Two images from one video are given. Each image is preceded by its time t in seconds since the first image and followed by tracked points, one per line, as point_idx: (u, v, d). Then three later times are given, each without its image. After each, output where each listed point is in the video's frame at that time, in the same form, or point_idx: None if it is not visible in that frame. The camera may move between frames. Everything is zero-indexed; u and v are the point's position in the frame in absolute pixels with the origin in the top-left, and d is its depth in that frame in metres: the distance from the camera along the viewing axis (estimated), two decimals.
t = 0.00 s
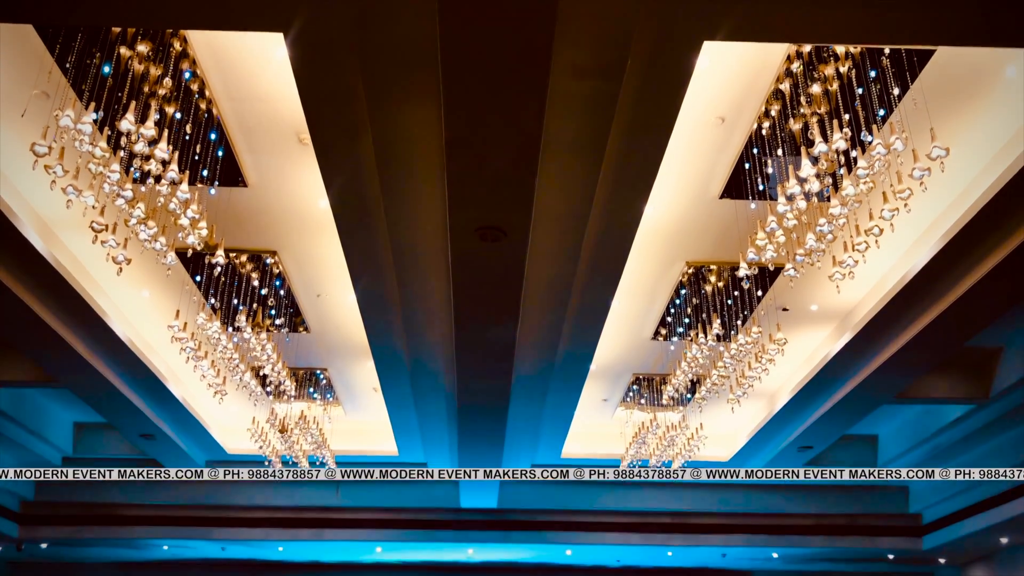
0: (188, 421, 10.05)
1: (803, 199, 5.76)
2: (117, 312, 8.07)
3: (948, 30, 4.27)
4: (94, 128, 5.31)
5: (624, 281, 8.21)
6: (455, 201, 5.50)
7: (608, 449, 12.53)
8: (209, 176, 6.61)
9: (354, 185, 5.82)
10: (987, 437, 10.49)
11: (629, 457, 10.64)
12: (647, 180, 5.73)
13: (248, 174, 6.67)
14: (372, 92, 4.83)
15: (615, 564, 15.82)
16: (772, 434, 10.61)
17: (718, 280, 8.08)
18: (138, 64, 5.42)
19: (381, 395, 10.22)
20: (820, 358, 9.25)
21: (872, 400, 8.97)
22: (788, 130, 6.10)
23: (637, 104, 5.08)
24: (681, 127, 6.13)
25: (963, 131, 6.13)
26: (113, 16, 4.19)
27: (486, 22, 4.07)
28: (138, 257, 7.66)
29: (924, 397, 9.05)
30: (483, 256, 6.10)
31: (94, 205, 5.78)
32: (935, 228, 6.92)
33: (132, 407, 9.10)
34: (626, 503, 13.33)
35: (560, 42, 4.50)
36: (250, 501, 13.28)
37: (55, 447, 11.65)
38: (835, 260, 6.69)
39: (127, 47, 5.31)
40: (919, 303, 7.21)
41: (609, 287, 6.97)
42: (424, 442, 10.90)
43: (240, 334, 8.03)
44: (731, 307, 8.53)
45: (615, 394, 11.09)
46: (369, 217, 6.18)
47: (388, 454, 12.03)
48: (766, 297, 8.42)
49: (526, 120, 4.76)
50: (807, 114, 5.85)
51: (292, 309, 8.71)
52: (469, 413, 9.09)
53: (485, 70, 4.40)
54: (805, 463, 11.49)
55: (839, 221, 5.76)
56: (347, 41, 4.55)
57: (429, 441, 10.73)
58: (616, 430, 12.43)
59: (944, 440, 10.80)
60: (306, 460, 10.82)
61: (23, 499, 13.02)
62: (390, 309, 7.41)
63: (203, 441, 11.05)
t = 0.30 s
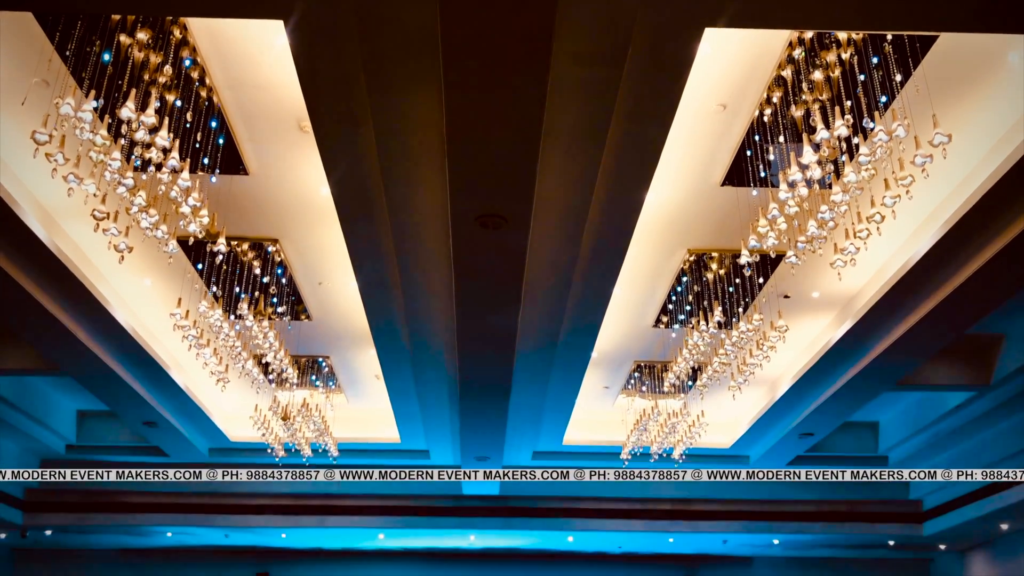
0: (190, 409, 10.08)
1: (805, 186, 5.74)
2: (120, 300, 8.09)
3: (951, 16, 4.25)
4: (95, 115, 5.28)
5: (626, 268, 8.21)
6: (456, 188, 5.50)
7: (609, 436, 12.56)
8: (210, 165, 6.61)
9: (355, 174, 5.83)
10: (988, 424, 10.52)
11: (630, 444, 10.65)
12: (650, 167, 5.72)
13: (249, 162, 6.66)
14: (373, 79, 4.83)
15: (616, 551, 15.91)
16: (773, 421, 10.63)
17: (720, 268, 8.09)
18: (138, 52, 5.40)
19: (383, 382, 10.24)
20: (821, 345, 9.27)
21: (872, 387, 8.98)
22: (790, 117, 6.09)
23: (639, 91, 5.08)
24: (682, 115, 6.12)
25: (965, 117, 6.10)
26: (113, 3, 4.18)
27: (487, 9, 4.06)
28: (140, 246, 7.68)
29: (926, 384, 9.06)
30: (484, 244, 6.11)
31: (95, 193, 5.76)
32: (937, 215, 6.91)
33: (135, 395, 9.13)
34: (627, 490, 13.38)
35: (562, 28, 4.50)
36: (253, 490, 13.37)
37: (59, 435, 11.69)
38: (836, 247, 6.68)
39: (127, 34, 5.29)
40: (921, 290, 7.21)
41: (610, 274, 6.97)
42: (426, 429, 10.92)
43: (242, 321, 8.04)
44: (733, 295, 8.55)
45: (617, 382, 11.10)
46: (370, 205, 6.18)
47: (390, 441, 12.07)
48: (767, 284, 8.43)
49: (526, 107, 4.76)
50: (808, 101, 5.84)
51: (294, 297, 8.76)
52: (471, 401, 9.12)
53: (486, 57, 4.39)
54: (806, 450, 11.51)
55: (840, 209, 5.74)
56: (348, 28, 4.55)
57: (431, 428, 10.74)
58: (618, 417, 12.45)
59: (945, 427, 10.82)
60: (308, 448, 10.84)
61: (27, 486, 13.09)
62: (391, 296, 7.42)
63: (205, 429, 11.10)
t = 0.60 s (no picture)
0: (191, 395, 10.10)
1: (807, 172, 5.72)
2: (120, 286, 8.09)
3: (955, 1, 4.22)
4: (94, 100, 5.24)
5: (627, 255, 8.21)
6: (456, 174, 5.48)
7: (609, 423, 12.59)
8: (210, 150, 6.60)
9: (355, 159, 5.81)
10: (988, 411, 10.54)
11: (630, 431, 10.66)
12: (651, 153, 5.71)
13: (249, 148, 6.65)
14: (374, 64, 4.81)
15: (616, 537, 15.99)
16: (773, 408, 10.65)
17: (721, 255, 8.10)
18: (137, 37, 5.38)
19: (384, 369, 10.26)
20: (821, 332, 9.28)
21: (873, 374, 8.99)
22: (792, 103, 6.07)
23: (640, 77, 5.06)
24: (683, 101, 6.09)
25: (967, 102, 6.06)
26: None
27: None
28: (140, 232, 7.68)
29: (926, 370, 9.07)
30: (485, 230, 6.10)
31: (95, 179, 5.73)
32: (938, 202, 6.89)
33: (136, 381, 9.14)
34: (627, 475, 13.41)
35: (563, 14, 4.47)
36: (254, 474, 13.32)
37: (60, 421, 11.73)
38: (837, 234, 6.67)
39: (126, 19, 5.27)
40: (922, 277, 7.20)
41: (611, 260, 6.97)
42: (426, 415, 10.94)
43: (243, 307, 8.05)
44: (734, 282, 8.55)
45: (617, 368, 11.12)
46: (371, 192, 6.17)
47: (391, 428, 12.10)
48: (768, 271, 8.43)
49: (527, 92, 4.74)
50: (811, 87, 5.82)
51: (295, 284, 8.77)
52: (472, 389, 9.14)
53: (487, 42, 4.37)
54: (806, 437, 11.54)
55: (841, 195, 5.71)
56: (349, 13, 4.52)
57: (432, 414, 10.76)
58: (618, 404, 12.46)
59: (944, 415, 10.84)
60: (309, 434, 10.86)
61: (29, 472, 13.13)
62: (392, 282, 7.42)
63: (207, 415, 11.13)
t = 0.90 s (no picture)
0: (191, 379, 10.11)
1: (807, 155, 5.69)
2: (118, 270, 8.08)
3: None
4: (92, 83, 5.21)
5: (627, 239, 8.20)
6: (455, 157, 5.46)
7: (608, 408, 12.62)
8: (209, 133, 6.58)
9: (354, 143, 5.79)
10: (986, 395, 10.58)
11: (629, 415, 10.68)
12: (651, 136, 5.68)
13: (247, 131, 6.62)
14: (372, 46, 4.78)
15: (615, 520, 16.07)
16: (771, 392, 10.68)
17: (720, 240, 8.09)
18: (134, 19, 5.34)
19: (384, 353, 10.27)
20: (820, 317, 9.29)
21: (871, 359, 9.00)
22: (793, 87, 6.05)
23: (640, 59, 5.03)
24: (683, 84, 6.06)
25: (969, 86, 6.04)
26: None
27: None
28: (139, 215, 7.66)
29: (925, 355, 9.08)
30: (484, 214, 6.09)
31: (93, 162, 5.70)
32: (939, 186, 6.88)
33: (136, 365, 9.15)
34: (626, 459, 13.46)
35: None
36: (254, 458, 13.36)
37: (60, 405, 11.76)
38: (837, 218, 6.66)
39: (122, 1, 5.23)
40: (921, 262, 7.19)
41: (610, 244, 6.95)
42: (426, 400, 10.95)
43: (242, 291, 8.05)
44: (733, 266, 8.55)
45: (617, 353, 11.13)
46: (369, 175, 6.15)
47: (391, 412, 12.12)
48: (768, 256, 8.43)
49: (528, 75, 4.72)
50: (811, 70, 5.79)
51: (294, 268, 8.77)
52: (471, 373, 9.16)
53: (486, 24, 4.33)
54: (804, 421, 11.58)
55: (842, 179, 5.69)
56: None
57: (432, 398, 10.77)
58: (617, 388, 12.48)
59: (943, 399, 10.87)
60: (309, 418, 10.88)
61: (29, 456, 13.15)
62: (391, 265, 7.41)
63: (207, 399, 11.16)
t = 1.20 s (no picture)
0: (193, 365, 10.14)
1: (809, 140, 5.66)
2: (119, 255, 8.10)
3: None
4: (91, 67, 5.18)
5: (628, 224, 8.18)
6: (456, 141, 5.45)
7: (609, 393, 12.64)
8: (209, 118, 6.58)
9: (355, 127, 5.78)
10: (986, 381, 10.60)
11: (629, 400, 10.69)
12: (652, 121, 5.66)
13: (248, 116, 6.61)
14: (373, 29, 4.76)
15: (615, 505, 16.14)
16: (772, 378, 10.70)
17: (722, 225, 8.08)
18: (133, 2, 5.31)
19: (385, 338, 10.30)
20: (821, 303, 9.30)
21: (871, 345, 9.01)
22: (795, 72, 6.03)
23: (641, 43, 5.01)
24: (685, 69, 6.03)
25: (972, 70, 5.99)
26: None
27: None
28: (140, 200, 7.65)
29: (925, 341, 9.09)
30: (485, 199, 6.09)
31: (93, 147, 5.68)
32: (940, 171, 6.86)
33: (137, 350, 9.17)
34: (626, 445, 13.50)
35: None
36: (256, 443, 13.40)
37: (63, 390, 11.79)
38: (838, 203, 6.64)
39: None
40: (922, 248, 7.19)
41: (611, 230, 6.96)
42: (427, 385, 10.96)
43: (243, 276, 8.07)
44: (734, 252, 8.54)
45: (617, 339, 11.15)
46: (370, 161, 6.15)
47: (392, 398, 12.15)
48: (769, 242, 8.43)
49: (529, 58, 4.69)
50: (813, 55, 5.77)
51: (295, 253, 8.77)
52: (472, 358, 9.18)
53: (486, 7, 4.31)
54: (803, 407, 11.60)
55: (843, 164, 5.67)
56: None
57: (433, 383, 10.78)
58: (618, 373, 12.49)
59: (942, 385, 10.89)
60: (310, 403, 10.91)
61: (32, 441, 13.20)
62: (392, 251, 7.41)
63: (209, 384, 11.19)
